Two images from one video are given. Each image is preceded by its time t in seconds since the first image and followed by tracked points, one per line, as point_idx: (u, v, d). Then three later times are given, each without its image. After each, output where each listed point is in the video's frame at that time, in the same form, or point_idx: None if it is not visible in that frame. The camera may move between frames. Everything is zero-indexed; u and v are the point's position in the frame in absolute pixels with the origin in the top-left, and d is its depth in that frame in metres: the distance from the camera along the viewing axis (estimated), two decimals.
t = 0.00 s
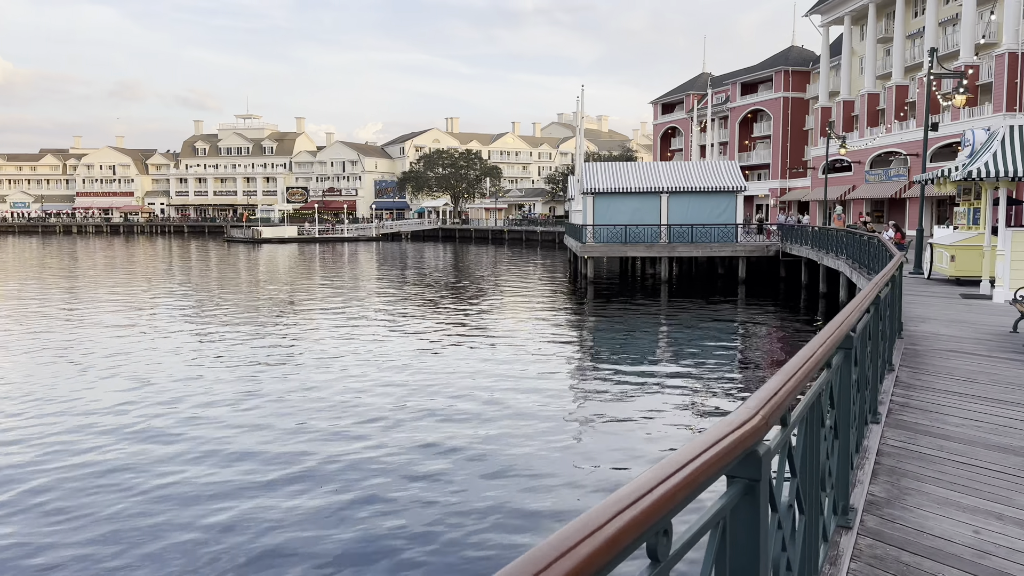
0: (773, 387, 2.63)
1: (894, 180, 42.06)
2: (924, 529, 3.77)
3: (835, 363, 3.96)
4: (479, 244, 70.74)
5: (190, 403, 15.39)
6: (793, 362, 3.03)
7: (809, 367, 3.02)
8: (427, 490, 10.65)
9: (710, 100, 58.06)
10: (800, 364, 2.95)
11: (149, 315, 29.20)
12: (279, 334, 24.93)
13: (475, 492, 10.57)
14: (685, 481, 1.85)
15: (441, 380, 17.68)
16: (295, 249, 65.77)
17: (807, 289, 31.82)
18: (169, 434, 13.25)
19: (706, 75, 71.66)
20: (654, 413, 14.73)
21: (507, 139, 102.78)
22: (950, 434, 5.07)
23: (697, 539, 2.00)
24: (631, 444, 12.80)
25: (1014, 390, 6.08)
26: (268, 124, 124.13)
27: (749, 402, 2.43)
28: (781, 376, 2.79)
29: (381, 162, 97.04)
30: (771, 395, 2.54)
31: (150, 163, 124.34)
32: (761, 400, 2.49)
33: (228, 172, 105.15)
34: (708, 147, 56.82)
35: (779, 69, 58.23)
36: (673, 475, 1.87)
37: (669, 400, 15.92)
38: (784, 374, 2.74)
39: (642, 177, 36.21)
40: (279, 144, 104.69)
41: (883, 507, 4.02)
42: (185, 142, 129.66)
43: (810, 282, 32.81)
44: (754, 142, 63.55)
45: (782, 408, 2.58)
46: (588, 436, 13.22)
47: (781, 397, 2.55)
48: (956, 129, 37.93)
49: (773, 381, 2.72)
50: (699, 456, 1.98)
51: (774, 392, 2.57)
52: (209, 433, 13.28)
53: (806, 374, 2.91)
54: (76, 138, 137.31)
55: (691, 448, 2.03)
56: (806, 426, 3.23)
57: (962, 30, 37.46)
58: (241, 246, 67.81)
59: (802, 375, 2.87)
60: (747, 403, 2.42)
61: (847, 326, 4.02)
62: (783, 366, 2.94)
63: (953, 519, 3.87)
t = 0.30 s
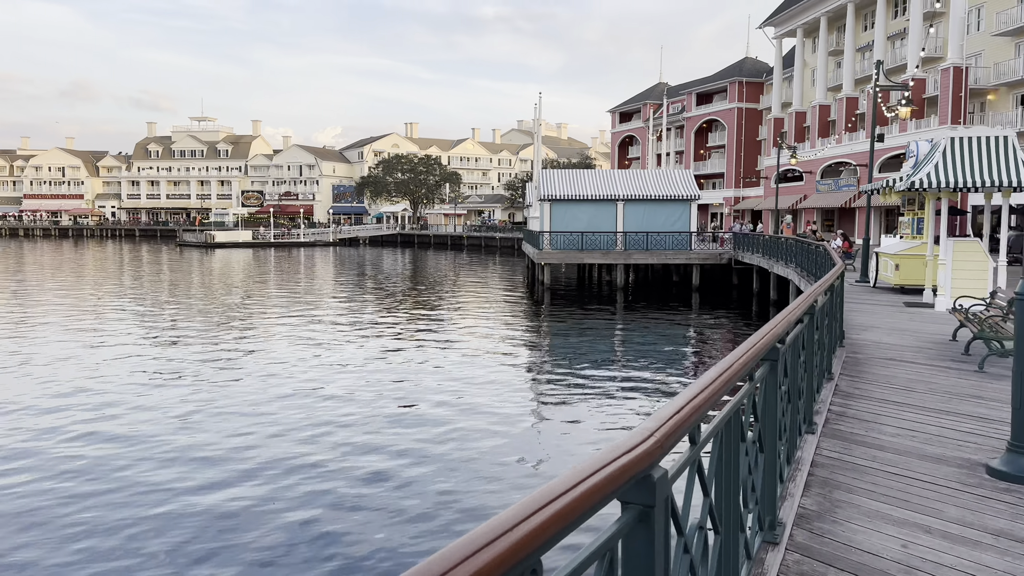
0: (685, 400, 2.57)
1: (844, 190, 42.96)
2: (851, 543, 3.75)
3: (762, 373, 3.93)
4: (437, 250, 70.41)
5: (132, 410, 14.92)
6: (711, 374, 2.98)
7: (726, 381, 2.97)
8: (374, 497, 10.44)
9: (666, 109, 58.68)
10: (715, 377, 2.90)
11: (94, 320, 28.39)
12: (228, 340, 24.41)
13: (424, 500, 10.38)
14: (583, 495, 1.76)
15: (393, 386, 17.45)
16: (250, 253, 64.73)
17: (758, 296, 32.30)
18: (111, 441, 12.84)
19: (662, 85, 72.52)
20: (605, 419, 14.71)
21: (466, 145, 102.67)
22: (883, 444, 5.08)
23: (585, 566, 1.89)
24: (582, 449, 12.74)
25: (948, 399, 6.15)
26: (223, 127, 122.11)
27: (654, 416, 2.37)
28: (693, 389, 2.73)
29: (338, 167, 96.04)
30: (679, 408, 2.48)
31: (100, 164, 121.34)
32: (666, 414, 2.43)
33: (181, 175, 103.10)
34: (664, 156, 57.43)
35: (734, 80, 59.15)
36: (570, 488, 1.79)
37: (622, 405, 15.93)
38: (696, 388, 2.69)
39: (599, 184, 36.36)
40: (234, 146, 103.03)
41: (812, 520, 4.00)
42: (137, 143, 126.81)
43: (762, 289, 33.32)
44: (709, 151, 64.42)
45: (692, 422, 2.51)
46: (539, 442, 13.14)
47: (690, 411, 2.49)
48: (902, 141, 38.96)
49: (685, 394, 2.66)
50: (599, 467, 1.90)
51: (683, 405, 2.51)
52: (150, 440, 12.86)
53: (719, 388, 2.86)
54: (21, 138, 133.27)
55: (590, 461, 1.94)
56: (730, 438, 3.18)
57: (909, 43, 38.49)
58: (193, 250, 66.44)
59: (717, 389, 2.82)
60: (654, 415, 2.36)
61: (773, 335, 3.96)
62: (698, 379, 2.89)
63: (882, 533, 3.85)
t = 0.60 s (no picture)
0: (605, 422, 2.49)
1: (792, 201, 43.84)
2: (790, 559, 3.71)
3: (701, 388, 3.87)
4: (391, 256, 69.84)
5: (68, 421, 14.31)
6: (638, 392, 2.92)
7: (655, 398, 2.90)
8: (321, 511, 10.14)
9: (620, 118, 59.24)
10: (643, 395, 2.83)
11: (32, 327, 27.40)
12: (172, 347, 23.78)
13: (373, 512, 10.12)
14: (493, 524, 1.68)
15: (343, 394, 17.15)
16: (198, 259, 63.30)
17: (709, 304, 32.69)
18: (48, 453, 12.40)
19: (616, 94, 73.24)
20: (558, 426, 14.64)
21: (420, 151, 102.25)
22: (824, 455, 5.09)
23: None
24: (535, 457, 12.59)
25: (889, 408, 6.20)
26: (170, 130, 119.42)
27: (576, 437, 2.29)
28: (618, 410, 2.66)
29: (290, 172, 94.75)
30: (601, 432, 2.41)
31: (41, 166, 117.53)
32: (581, 441, 2.33)
33: (127, 179, 100.59)
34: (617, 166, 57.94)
35: (685, 91, 60.01)
36: (480, 518, 1.69)
37: (574, 412, 15.92)
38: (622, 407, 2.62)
39: (553, 191, 36.42)
40: (182, 150, 100.77)
41: (752, 535, 3.95)
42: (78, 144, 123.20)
43: (712, 297, 33.75)
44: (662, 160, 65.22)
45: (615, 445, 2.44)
46: (491, 449, 13.04)
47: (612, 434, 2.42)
48: (848, 153, 39.95)
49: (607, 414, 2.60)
50: (506, 499, 1.79)
51: (604, 430, 2.44)
52: (86, 454, 12.31)
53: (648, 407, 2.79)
54: None
55: (496, 491, 1.84)
56: (667, 457, 3.10)
57: (855, 57, 39.56)
58: (139, 255, 64.71)
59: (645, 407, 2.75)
60: (569, 441, 2.28)
61: (711, 347, 3.91)
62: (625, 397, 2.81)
63: (820, 548, 3.82)
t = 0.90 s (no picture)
0: (551, 442, 2.36)
1: (743, 212, 44.56)
2: None
3: (654, 401, 3.77)
4: (345, 265, 69.11)
5: (2, 434, 13.68)
6: (587, 408, 2.80)
7: (604, 415, 2.78)
8: (268, 524, 9.79)
9: (575, 128, 59.64)
10: (592, 412, 2.70)
11: None
12: (116, 357, 23.07)
13: (323, 524, 9.82)
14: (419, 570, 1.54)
15: (294, 403, 16.78)
16: (145, 268, 61.71)
17: (663, 313, 32.97)
18: None
19: (571, 105, 73.75)
20: (512, 435, 14.49)
21: (375, 159, 101.57)
22: (776, 468, 5.04)
23: None
24: (489, 465, 12.41)
25: (840, 419, 6.19)
26: (117, 136, 116.49)
27: (514, 465, 2.15)
28: (564, 428, 2.53)
29: (241, 179, 93.25)
30: (546, 455, 2.28)
31: None
32: (524, 465, 2.19)
33: (72, 185, 97.93)
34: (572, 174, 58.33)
35: (639, 103, 60.71)
36: (402, 564, 1.55)
37: (528, 421, 15.81)
38: (569, 426, 2.49)
39: (509, 200, 36.39)
40: (130, 156, 98.48)
41: (704, 554, 3.85)
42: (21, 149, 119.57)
43: (666, 306, 34.03)
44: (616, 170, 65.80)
45: (561, 469, 2.30)
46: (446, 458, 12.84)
47: (558, 456, 2.29)
48: (796, 165, 40.83)
49: (553, 433, 2.47)
50: (429, 541, 1.66)
51: (550, 450, 2.31)
52: (21, 468, 11.79)
53: (597, 425, 2.67)
54: None
55: (416, 533, 1.69)
56: (616, 477, 2.96)
57: (804, 71, 40.53)
58: (83, 264, 62.89)
59: (593, 424, 2.63)
60: (508, 467, 2.13)
61: (660, 360, 3.79)
62: (573, 414, 2.69)
63: (775, 567, 3.73)
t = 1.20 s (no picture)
0: (505, 483, 2.24)
1: (702, 222, 45.03)
2: None
3: (617, 423, 3.66)
4: (305, 276, 68.22)
5: None
6: (545, 439, 2.67)
7: (563, 447, 2.65)
8: (224, 542, 9.48)
9: (536, 138, 59.78)
10: (549, 446, 2.58)
11: None
12: (65, 370, 22.37)
13: (282, 540, 9.58)
14: None
15: (252, 416, 16.42)
16: (96, 279, 60.07)
17: (624, 323, 33.09)
18: None
19: (533, 115, 73.96)
20: (475, 447, 14.32)
21: (336, 168, 100.71)
22: (740, 487, 4.96)
23: None
24: (451, 477, 12.23)
25: (803, 433, 6.16)
26: (67, 143, 113.67)
27: (469, 510, 2.01)
28: (520, 465, 2.40)
29: (198, 188, 91.56)
30: (497, 501, 2.15)
31: None
32: (482, 508, 2.06)
33: (22, 194, 95.35)
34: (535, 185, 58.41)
35: (600, 114, 61.12)
36: None
37: (491, 433, 15.65)
38: (525, 465, 2.36)
39: (470, 210, 36.22)
40: (83, 164, 96.22)
41: None
42: None
43: (627, 316, 34.15)
44: (577, 181, 66.08)
45: (514, 513, 2.18)
46: (408, 471, 12.63)
47: (511, 500, 2.16)
48: (754, 176, 41.39)
49: (506, 474, 2.34)
50: None
51: (503, 495, 2.18)
52: None
53: (554, 460, 2.53)
54: None
55: None
56: (576, 509, 2.84)
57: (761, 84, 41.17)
58: (31, 274, 61.08)
59: (551, 460, 2.50)
60: (463, 511, 2.00)
61: (622, 381, 3.67)
62: (529, 447, 2.56)
63: None
